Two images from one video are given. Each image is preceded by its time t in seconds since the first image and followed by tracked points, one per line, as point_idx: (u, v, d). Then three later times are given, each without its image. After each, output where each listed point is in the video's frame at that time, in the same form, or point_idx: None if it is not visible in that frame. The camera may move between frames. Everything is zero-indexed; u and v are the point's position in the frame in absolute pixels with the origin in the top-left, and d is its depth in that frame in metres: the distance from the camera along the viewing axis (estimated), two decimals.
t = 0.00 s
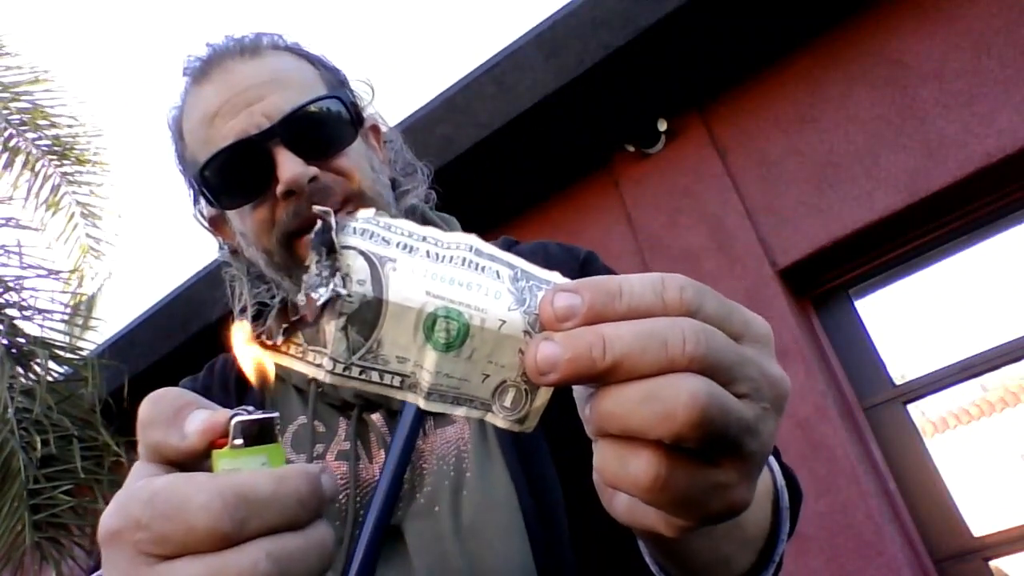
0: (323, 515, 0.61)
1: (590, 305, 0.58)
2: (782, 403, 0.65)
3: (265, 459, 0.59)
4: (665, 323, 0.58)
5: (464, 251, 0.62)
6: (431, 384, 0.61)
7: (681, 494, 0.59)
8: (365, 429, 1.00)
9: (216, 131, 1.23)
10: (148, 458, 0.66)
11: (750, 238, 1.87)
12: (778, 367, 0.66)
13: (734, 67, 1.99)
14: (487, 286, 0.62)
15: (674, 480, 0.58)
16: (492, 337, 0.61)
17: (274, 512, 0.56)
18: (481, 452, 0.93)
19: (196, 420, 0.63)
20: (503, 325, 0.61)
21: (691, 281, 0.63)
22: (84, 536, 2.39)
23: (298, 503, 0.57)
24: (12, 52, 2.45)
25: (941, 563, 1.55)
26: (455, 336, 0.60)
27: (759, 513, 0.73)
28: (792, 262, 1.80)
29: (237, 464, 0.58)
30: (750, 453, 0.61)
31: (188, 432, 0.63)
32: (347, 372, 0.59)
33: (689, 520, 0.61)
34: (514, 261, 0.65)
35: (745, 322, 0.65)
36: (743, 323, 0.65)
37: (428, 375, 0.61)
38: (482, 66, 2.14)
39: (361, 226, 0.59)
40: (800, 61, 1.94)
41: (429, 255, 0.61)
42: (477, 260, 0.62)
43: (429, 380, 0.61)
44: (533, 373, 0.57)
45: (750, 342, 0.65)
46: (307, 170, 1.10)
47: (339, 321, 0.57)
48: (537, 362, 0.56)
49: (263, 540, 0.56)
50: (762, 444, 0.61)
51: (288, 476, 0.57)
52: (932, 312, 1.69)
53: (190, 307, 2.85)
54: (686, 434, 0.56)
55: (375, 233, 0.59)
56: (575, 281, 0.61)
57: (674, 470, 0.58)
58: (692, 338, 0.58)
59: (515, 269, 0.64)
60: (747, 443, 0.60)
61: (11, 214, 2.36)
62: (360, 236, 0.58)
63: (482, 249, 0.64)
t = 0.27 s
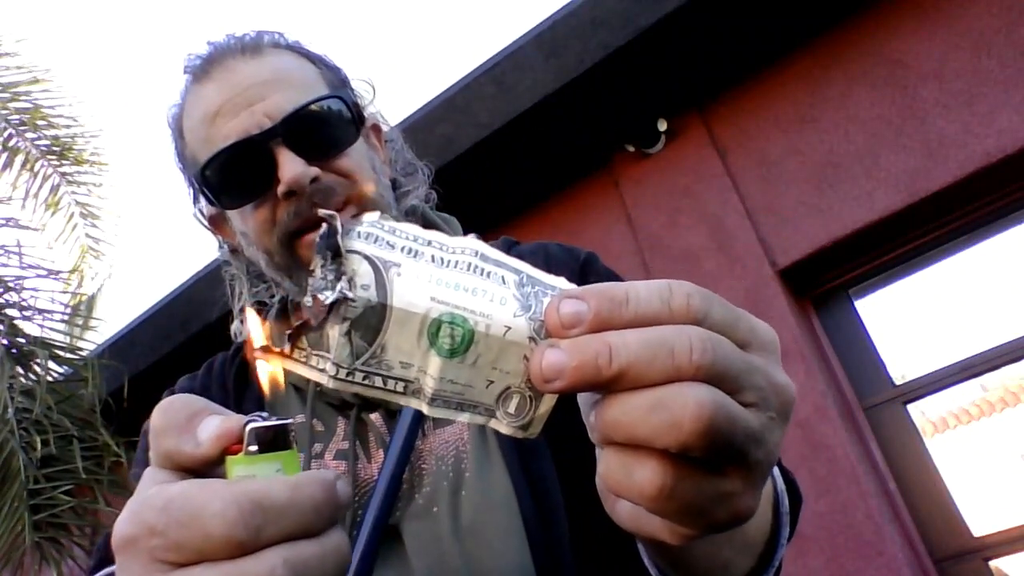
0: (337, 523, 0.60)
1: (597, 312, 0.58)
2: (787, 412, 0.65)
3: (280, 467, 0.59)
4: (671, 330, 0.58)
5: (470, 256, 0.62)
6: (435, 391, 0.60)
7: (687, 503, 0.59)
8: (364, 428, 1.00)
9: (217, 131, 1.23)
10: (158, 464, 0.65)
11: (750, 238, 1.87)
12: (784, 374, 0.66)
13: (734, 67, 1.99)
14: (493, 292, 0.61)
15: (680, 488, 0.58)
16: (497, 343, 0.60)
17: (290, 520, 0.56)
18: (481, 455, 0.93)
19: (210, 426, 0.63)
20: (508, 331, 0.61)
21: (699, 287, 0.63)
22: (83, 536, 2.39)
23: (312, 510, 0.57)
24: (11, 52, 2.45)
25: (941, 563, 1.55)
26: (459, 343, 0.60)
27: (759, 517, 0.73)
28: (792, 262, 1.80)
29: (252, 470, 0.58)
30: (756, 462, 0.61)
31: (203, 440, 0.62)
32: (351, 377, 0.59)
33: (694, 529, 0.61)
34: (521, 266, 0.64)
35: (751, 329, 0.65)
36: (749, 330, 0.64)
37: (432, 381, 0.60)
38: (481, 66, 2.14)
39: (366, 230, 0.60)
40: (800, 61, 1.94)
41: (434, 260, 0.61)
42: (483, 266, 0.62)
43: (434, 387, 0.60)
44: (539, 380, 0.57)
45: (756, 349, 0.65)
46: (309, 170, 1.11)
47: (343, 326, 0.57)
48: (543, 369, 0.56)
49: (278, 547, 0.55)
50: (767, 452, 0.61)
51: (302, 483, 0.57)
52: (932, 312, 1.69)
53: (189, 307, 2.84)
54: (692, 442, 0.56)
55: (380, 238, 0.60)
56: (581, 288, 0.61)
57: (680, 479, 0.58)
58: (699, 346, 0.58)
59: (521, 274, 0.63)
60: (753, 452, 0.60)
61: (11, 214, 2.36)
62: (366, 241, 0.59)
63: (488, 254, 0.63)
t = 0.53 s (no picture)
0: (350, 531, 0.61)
1: (586, 322, 0.58)
2: (781, 419, 0.65)
3: (290, 473, 0.59)
4: (662, 340, 0.58)
5: (463, 265, 0.62)
6: (426, 401, 0.60)
7: (679, 512, 0.60)
8: (363, 427, 0.99)
9: (215, 131, 1.23)
10: (167, 469, 0.65)
11: (750, 238, 1.87)
12: (779, 382, 0.65)
13: (734, 67, 1.99)
14: (484, 301, 0.61)
15: (671, 498, 0.59)
16: (488, 352, 0.60)
17: (299, 527, 0.56)
18: (481, 456, 0.93)
19: (220, 430, 0.63)
20: (499, 341, 0.60)
21: (692, 295, 0.63)
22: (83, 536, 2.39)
23: (322, 517, 0.57)
24: (10, 53, 2.45)
25: (941, 563, 1.55)
26: (450, 352, 0.59)
27: (758, 521, 0.73)
28: (792, 262, 1.80)
29: (261, 476, 0.58)
30: (749, 472, 0.61)
31: (211, 444, 0.63)
32: (343, 387, 0.59)
33: (687, 537, 0.62)
34: (512, 274, 0.64)
35: (745, 337, 0.65)
36: (743, 338, 0.64)
37: (424, 391, 0.60)
38: (481, 66, 2.14)
39: (357, 240, 0.59)
40: (800, 61, 1.94)
41: (425, 269, 0.60)
42: (476, 275, 0.62)
43: (426, 396, 0.60)
44: (529, 389, 0.57)
45: (750, 358, 0.65)
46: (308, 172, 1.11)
47: (334, 336, 0.57)
48: (534, 379, 0.57)
49: (287, 556, 0.56)
50: (760, 462, 0.62)
51: (313, 491, 0.57)
52: (932, 312, 1.69)
53: (189, 307, 2.84)
54: (681, 453, 0.56)
55: (371, 247, 0.59)
56: (573, 296, 0.61)
57: (671, 489, 0.59)
58: (691, 356, 0.57)
59: (511, 283, 0.63)
60: (746, 462, 0.60)
61: (10, 214, 2.36)
62: (356, 250, 0.58)
63: (480, 263, 0.63)
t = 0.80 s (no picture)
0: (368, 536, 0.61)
1: (585, 339, 0.59)
2: (782, 435, 0.65)
3: (307, 479, 0.59)
4: (663, 358, 0.59)
5: (462, 279, 0.63)
6: (425, 415, 0.60)
7: (679, 529, 0.60)
8: (363, 428, 0.99)
9: (212, 129, 1.23)
10: (183, 478, 0.65)
11: (750, 238, 1.86)
12: (780, 397, 0.66)
13: (734, 68, 1.98)
14: (484, 316, 0.62)
15: (671, 515, 0.59)
16: (487, 366, 0.61)
17: (317, 534, 0.56)
18: (481, 458, 0.93)
19: (234, 438, 0.63)
20: (499, 355, 0.61)
21: (693, 311, 0.63)
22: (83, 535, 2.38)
23: (341, 523, 0.57)
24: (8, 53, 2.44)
25: (941, 563, 1.55)
26: (450, 366, 0.60)
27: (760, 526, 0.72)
28: (791, 262, 1.79)
29: (278, 484, 0.58)
30: (750, 489, 0.61)
31: (226, 451, 0.62)
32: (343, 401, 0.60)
33: (688, 552, 0.63)
34: (512, 288, 0.65)
35: (747, 352, 0.65)
36: (746, 353, 0.65)
37: (423, 405, 0.60)
38: (481, 66, 2.13)
39: (356, 255, 0.61)
40: (800, 61, 1.94)
41: (424, 284, 0.62)
42: (475, 289, 0.63)
43: (426, 410, 0.60)
44: (528, 407, 0.58)
45: (751, 373, 0.65)
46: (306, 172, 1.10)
47: (334, 349, 0.59)
48: (533, 397, 0.58)
49: (306, 565, 0.56)
50: (762, 479, 0.62)
51: (330, 497, 0.57)
52: (932, 312, 1.69)
53: (189, 306, 2.84)
54: (681, 472, 0.57)
55: (370, 262, 0.61)
56: (574, 313, 0.62)
57: (671, 506, 0.59)
58: (691, 375, 0.58)
59: (512, 297, 0.64)
60: (747, 480, 0.61)
61: (9, 215, 2.36)
62: (355, 265, 0.60)
63: (479, 277, 0.64)
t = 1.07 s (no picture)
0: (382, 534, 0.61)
1: (607, 346, 0.59)
2: (799, 443, 0.66)
3: (318, 482, 0.59)
4: (685, 366, 0.59)
5: (481, 282, 0.62)
6: (443, 420, 0.60)
7: (696, 538, 0.61)
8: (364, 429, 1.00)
9: (209, 119, 1.23)
10: (194, 489, 0.65)
11: (750, 238, 1.87)
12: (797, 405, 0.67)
13: (734, 68, 1.98)
14: (503, 320, 0.61)
15: (689, 524, 0.60)
16: (506, 371, 0.60)
17: (328, 537, 0.56)
18: (482, 461, 0.93)
19: (242, 445, 0.63)
20: (519, 360, 0.60)
21: (714, 317, 0.64)
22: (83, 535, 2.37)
23: (349, 525, 0.57)
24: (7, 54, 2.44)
25: (941, 563, 1.55)
26: (469, 370, 0.59)
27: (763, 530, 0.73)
28: (791, 262, 1.80)
29: (288, 488, 0.58)
30: (767, 497, 0.62)
31: (235, 459, 0.62)
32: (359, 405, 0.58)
33: (702, 560, 0.63)
34: (531, 292, 0.64)
35: (765, 360, 0.66)
36: (763, 361, 0.66)
37: (441, 411, 0.60)
38: (481, 66, 2.13)
39: (374, 256, 0.60)
40: (800, 61, 1.94)
41: (443, 286, 0.61)
42: (494, 293, 0.62)
43: (445, 415, 0.60)
44: (548, 414, 0.58)
45: (769, 381, 0.66)
46: (301, 161, 1.10)
47: (351, 352, 0.57)
48: (555, 403, 0.58)
49: (313, 567, 0.56)
50: (779, 487, 0.63)
51: (337, 499, 0.57)
52: (932, 311, 1.69)
53: (189, 306, 2.84)
54: (703, 482, 0.57)
55: (389, 263, 0.60)
56: (593, 318, 0.62)
57: (689, 516, 0.60)
58: (713, 383, 0.59)
59: (530, 302, 0.63)
60: (765, 488, 0.62)
61: (8, 215, 2.36)
62: (374, 265, 0.59)
63: (498, 280, 0.63)
